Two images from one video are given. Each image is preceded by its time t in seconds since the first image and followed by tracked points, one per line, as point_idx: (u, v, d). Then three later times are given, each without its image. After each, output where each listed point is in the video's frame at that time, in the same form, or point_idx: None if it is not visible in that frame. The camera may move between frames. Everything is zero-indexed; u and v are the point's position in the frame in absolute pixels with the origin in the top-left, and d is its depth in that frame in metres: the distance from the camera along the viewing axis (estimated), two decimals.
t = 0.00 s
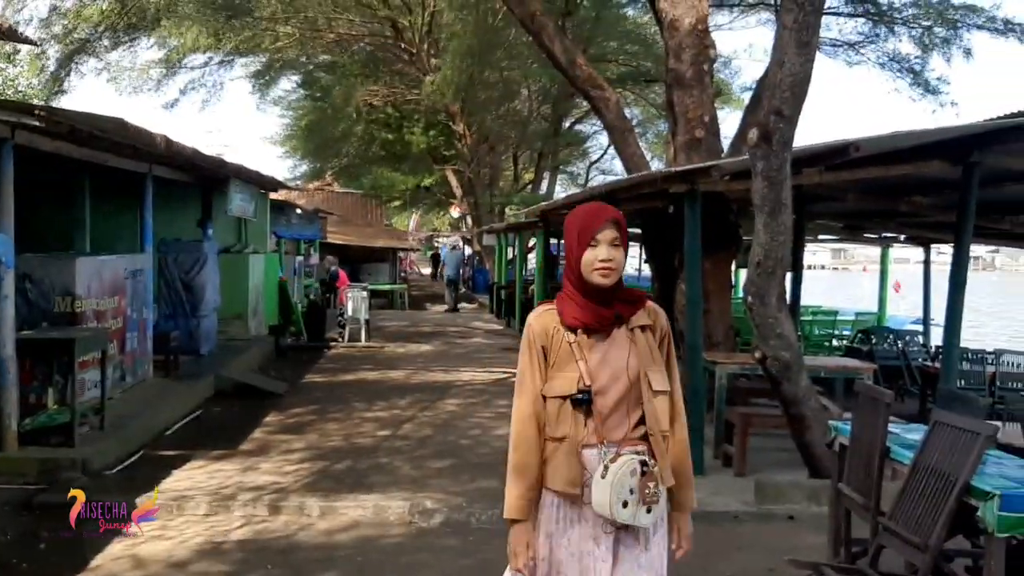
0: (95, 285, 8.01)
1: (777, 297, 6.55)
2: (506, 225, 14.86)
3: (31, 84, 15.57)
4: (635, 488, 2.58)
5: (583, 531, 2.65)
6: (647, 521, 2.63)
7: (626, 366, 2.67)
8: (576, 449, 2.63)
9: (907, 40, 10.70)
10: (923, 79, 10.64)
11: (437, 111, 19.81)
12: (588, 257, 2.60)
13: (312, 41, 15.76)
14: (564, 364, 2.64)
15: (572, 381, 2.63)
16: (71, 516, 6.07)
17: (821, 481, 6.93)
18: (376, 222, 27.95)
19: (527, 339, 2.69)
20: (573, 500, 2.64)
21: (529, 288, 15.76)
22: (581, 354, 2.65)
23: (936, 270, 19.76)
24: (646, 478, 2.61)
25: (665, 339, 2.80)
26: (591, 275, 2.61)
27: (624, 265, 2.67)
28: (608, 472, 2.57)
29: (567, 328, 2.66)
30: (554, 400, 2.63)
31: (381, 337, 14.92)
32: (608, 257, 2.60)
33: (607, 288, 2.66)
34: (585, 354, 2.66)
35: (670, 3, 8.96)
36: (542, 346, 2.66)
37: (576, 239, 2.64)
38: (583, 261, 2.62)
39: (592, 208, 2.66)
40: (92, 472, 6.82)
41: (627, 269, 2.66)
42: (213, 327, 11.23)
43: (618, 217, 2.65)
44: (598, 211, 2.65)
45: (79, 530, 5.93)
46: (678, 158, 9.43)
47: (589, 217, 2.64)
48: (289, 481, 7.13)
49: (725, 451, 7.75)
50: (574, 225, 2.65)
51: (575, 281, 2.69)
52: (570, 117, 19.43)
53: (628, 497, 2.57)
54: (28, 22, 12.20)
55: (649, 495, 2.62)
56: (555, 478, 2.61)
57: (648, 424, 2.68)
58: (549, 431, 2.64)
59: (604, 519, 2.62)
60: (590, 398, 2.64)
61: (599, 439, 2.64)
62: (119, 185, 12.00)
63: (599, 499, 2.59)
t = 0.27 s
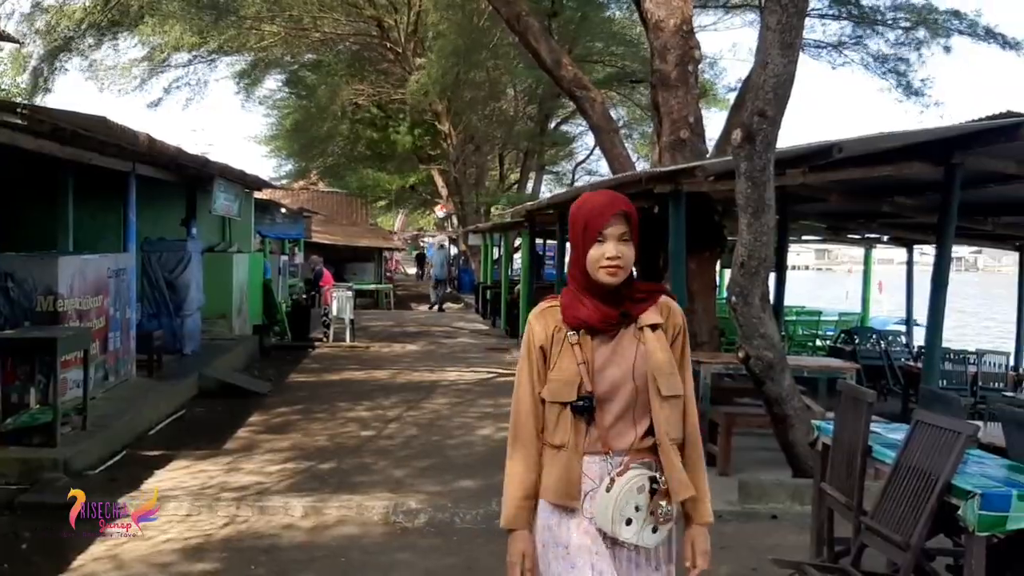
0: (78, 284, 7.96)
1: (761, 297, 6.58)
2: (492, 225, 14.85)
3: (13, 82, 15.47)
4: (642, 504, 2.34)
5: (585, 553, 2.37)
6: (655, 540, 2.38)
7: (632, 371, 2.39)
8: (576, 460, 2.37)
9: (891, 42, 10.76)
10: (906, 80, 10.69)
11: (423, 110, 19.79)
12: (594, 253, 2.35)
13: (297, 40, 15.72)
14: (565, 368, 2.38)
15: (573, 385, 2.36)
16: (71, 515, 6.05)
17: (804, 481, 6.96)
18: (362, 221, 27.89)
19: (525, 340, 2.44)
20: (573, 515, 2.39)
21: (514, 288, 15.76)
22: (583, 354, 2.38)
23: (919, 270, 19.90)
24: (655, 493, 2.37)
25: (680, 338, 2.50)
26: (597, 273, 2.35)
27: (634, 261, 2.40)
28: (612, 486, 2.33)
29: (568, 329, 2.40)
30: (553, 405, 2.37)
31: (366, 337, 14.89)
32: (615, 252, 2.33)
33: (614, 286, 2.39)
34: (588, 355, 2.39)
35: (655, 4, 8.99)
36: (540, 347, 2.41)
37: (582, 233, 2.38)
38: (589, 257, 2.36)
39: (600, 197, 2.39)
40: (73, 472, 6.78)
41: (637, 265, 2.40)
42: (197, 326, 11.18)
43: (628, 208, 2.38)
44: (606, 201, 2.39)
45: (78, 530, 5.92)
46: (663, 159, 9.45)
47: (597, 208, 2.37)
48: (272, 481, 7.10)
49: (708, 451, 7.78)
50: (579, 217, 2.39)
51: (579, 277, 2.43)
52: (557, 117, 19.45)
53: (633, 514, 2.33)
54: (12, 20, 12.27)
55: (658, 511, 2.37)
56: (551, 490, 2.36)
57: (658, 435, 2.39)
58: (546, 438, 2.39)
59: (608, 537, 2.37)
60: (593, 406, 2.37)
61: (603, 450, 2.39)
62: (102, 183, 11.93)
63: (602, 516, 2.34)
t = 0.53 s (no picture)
0: (58, 283, 7.89)
1: (744, 297, 6.61)
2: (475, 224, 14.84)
3: None
4: (646, 547, 2.18)
5: None
6: None
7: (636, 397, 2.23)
8: (575, 495, 2.21)
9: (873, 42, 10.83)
10: (888, 80, 10.76)
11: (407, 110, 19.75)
12: (595, 263, 2.20)
13: (280, 38, 15.65)
14: (563, 392, 2.23)
15: (572, 413, 2.21)
16: (71, 515, 6.04)
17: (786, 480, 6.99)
18: (345, 220, 27.81)
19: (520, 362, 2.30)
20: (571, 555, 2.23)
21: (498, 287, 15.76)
22: (583, 379, 2.23)
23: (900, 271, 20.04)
24: (663, 537, 2.20)
25: (686, 357, 2.35)
26: (598, 283, 2.20)
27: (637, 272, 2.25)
28: (615, 527, 2.16)
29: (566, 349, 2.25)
30: (551, 434, 2.22)
31: (349, 336, 14.84)
32: (617, 262, 2.19)
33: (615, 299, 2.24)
34: (589, 380, 2.23)
35: (639, 4, 9.01)
36: (535, 368, 2.27)
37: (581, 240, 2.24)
38: (589, 267, 2.21)
39: (600, 203, 2.24)
40: (53, 472, 6.72)
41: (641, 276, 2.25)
42: (178, 326, 11.10)
43: (631, 213, 2.24)
44: (607, 206, 2.24)
45: (79, 529, 5.89)
46: (646, 159, 9.47)
47: (597, 213, 2.23)
48: (254, 480, 7.07)
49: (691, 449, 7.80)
50: (579, 223, 2.24)
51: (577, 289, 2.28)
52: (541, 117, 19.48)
53: (638, 557, 2.17)
54: None
55: (663, 553, 2.21)
56: (547, 527, 2.22)
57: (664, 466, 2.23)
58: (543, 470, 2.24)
59: None
60: (595, 435, 2.22)
61: (605, 485, 2.22)
62: (82, 181, 11.82)
63: (602, 559, 2.17)
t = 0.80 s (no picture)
0: (39, 282, 7.82)
1: (726, 297, 6.63)
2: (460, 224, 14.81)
3: None
4: (656, 558, 2.07)
5: None
6: None
7: (635, 393, 2.15)
8: (572, 502, 2.12)
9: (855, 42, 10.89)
10: (870, 80, 10.82)
11: (391, 109, 19.70)
12: (587, 242, 2.15)
13: (264, 37, 15.58)
14: (557, 390, 2.14)
15: (569, 412, 2.12)
16: (72, 515, 6.03)
17: (768, 480, 7.03)
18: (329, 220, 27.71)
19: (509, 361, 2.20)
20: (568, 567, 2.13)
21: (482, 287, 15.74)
22: (579, 376, 2.15)
23: (881, 272, 20.17)
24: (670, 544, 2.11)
25: (685, 346, 2.29)
26: (591, 264, 2.15)
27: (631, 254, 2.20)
28: (622, 537, 2.05)
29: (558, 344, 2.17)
30: (545, 437, 2.12)
31: (333, 336, 14.79)
32: (610, 241, 2.13)
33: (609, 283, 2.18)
34: (584, 376, 2.15)
35: (623, 5, 9.03)
36: (525, 365, 2.19)
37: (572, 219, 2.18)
38: (581, 246, 2.16)
39: (588, 178, 2.19)
40: (33, 472, 6.65)
41: (635, 256, 2.20)
42: (160, 325, 11.03)
43: (623, 187, 2.19)
44: (597, 181, 2.19)
45: (79, 528, 5.87)
46: (630, 159, 9.49)
47: (587, 189, 2.18)
48: (237, 480, 7.03)
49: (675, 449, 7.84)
50: (567, 202, 2.20)
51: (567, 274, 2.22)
52: (525, 117, 19.50)
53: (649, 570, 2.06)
54: None
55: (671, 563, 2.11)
56: (543, 538, 2.10)
57: (667, 465, 2.15)
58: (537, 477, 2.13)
59: None
60: (593, 437, 2.12)
61: (607, 490, 2.13)
62: (63, 180, 11.72)
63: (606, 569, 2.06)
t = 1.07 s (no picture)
0: (18, 279, 7.75)
1: (709, 298, 6.68)
2: (443, 224, 14.78)
3: None
4: None
5: None
6: None
7: (641, 401, 2.03)
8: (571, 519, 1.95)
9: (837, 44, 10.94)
10: (853, 82, 10.87)
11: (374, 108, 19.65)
12: (594, 238, 1.97)
13: (247, 35, 15.52)
14: (554, 396, 1.98)
15: (569, 421, 1.95)
16: (70, 516, 6.01)
17: (750, 479, 7.07)
18: (312, 219, 27.62)
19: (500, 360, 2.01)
20: None
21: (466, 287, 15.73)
22: (578, 381, 1.99)
23: (862, 273, 20.33)
24: (674, 559, 2.02)
25: (686, 350, 2.20)
26: (595, 264, 1.97)
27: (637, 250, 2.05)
28: (624, 556, 1.95)
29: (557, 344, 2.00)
30: (542, 448, 1.95)
31: (315, 335, 14.75)
32: (620, 239, 1.96)
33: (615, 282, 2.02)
34: (584, 381, 1.99)
35: (607, 6, 9.05)
36: (518, 365, 2.01)
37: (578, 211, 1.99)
38: (585, 242, 1.97)
39: (599, 166, 2.00)
40: (11, 472, 6.59)
41: (642, 255, 2.04)
42: (142, 324, 10.96)
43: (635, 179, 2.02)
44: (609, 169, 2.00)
45: (79, 528, 5.85)
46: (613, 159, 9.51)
47: (597, 180, 1.98)
48: (218, 480, 7.00)
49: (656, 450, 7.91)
50: (573, 191, 2.00)
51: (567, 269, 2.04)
52: (509, 117, 19.51)
53: None
54: None
55: None
56: (540, 559, 1.93)
57: (674, 480, 2.05)
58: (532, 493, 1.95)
59: None
60: (594, 448, 1.97)
61: (605, 507, 1.99)
62: (43, 177, 11.63)
63: None
